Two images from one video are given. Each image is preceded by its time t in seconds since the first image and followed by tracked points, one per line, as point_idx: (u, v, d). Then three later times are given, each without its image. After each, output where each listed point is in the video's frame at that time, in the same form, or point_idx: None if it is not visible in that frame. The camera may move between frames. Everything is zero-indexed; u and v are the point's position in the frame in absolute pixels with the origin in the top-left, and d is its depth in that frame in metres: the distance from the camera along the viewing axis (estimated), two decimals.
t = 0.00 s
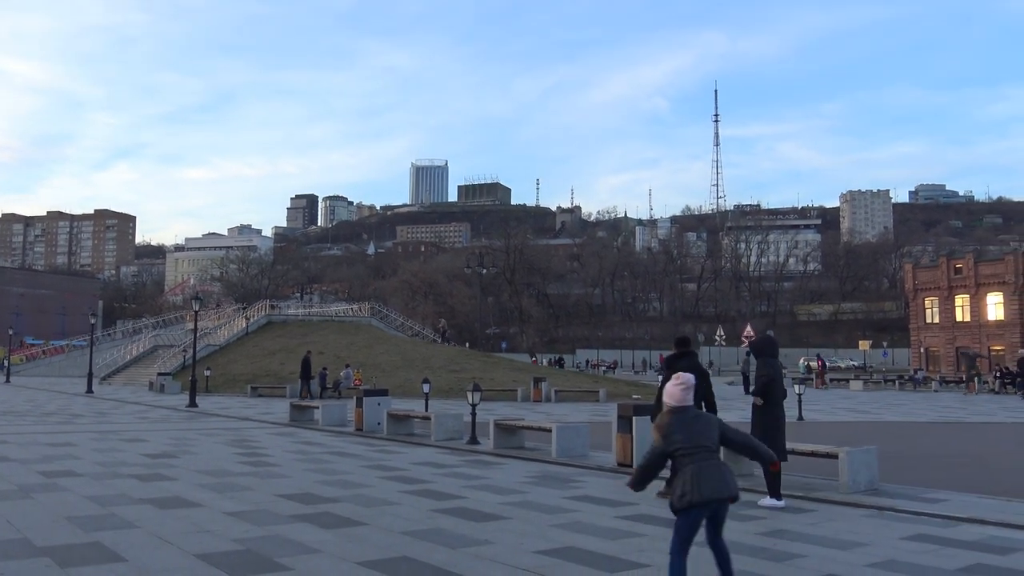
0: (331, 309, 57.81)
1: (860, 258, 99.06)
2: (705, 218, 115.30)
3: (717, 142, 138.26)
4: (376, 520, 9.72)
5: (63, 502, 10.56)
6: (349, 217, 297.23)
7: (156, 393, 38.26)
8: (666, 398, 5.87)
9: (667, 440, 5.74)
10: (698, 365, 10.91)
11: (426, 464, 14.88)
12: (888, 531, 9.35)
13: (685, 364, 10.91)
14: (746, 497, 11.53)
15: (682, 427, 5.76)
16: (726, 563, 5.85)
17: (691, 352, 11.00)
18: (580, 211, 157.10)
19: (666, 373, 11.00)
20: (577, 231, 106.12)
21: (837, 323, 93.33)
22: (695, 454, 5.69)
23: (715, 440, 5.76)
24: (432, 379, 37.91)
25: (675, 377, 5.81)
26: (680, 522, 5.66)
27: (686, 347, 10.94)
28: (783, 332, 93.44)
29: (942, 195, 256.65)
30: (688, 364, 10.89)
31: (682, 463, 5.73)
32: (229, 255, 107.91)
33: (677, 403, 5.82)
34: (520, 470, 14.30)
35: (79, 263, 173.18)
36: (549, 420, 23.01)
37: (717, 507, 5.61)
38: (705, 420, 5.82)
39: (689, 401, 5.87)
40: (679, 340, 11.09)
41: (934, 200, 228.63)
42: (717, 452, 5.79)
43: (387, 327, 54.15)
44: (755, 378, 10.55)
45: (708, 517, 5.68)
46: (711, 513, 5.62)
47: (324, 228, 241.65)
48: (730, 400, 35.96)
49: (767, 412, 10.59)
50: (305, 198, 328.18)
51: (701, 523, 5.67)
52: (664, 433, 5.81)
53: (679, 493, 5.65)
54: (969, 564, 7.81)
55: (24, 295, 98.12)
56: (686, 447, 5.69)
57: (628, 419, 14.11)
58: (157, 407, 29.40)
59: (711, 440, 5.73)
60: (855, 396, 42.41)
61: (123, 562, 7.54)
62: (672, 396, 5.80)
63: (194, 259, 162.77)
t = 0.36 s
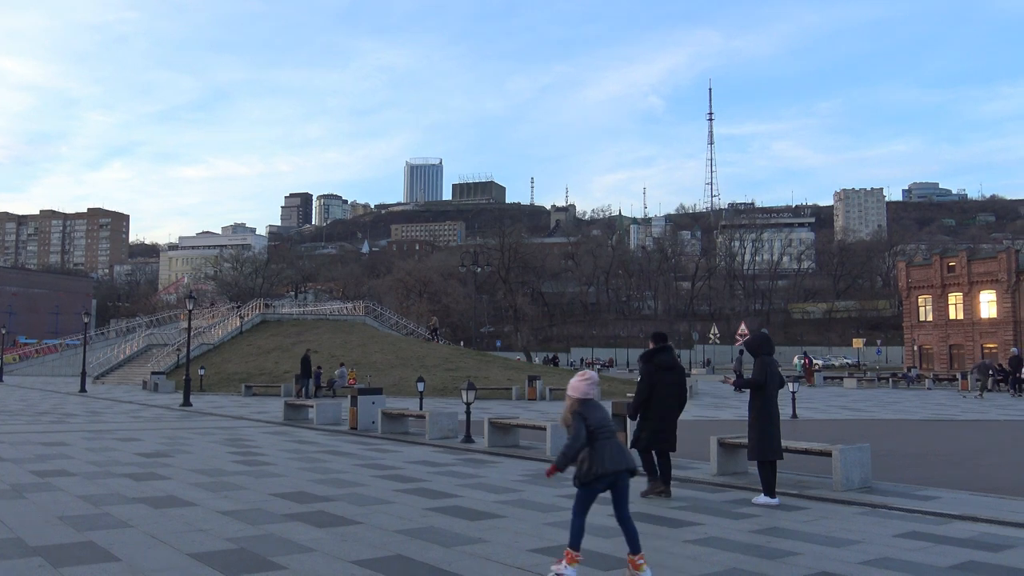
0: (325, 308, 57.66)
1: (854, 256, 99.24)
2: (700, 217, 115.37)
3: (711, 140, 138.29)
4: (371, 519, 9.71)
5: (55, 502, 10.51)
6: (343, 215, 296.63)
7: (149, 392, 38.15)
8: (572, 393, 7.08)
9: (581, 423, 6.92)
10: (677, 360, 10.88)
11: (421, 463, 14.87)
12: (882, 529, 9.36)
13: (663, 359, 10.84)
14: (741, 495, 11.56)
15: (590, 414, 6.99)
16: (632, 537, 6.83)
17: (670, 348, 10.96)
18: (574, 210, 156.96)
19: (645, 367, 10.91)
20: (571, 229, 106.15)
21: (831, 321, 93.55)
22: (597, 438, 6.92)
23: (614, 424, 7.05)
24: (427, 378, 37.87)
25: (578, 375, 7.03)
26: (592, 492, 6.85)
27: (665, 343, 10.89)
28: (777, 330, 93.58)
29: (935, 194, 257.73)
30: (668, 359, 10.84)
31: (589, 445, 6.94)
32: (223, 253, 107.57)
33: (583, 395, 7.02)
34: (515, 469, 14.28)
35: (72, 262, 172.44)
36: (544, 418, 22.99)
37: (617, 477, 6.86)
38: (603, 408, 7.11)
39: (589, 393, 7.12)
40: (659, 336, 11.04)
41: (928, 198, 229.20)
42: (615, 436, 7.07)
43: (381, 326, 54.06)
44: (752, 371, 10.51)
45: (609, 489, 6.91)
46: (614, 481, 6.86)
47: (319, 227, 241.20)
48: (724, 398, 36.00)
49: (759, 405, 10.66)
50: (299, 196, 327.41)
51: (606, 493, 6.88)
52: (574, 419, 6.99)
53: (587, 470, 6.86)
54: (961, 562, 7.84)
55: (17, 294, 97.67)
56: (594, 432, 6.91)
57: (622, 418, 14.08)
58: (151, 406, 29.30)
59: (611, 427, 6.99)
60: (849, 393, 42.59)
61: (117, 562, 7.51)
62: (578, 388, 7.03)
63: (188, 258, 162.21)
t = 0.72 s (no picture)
0: (320, 307, 57.53)
1: (848, 255, 99.38)
2: (694, 215, 115.46)
3: (706, 139, 138.36)
4: (366, 517, 9.71)
5: (49, 502, 10.46)
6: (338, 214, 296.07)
7: (143, 391, 38.05)
8: (506, 379, 8.15)
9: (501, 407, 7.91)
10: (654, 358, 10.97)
11: (416, 462, 14.87)
12: (876, 527, 9.38)
13: (636, 357, 10.98)
14: (736, 494, 11.57)
15: (514, 401, 7.96)
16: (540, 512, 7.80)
17: (644, 347, 11.09)
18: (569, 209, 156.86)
19: (618, 367, 11.09)
20: (566, 228, 106.13)
21: (825, 319, 93.78)
22: (515, 424, 7.89)
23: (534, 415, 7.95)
24: (422, 376, 37.85)
25: (511, 363, 8.07)
26: (502, 471, 7.77)
27: (641, 342, 11.01)
28: (772, 328, 93.65)
29: (928, 192, 258.79)
30: (643, 358, 10.97)
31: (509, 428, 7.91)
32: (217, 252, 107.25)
33: (513, 381, 8.08)
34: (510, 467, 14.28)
35: (66, 260, 171.76)
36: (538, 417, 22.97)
37: (525, 461, 7.74)
38: (531, 397, 8.07)
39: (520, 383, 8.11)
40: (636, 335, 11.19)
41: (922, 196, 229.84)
42: (537, 425, 7.98)
43: (376, 325, 53.99)
44: (743, 368, 10.54)
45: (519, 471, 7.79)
46: (522, 464, 7.74)
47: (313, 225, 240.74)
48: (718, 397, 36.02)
49: (752, 402, 10.72)
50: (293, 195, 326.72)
51: (517, 476, 7.78)
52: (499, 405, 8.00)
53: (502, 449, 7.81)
54: (955, 559, 7.87)
55: (10, 293, 97.29)
56: (510, 416, 7.89)
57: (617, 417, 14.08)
58: (145, 406, 29.21)
59: (530, 416, 7.91)
60: (843, 392, 42.64)
61: (111, 561, 7.49)
62: (509, 378, 8.08)
63: (182, 257, 161.68)
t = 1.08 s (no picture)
0: (313, 305, 57.49)
1: (841, 254, 99.64)
2: (688, 214, 115.68)
3: (699, 138, 138.65)
4: (359, 517, 9.71)
5: (42, 502, 10.44)
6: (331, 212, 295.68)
7: (136, 390, 37.98)
8: (448, 380, 8.70)
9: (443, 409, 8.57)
10: (637, 356, 11.01)
11: (410, 461, 14.87)
12: (868, 525, 9.42)
13: (618, 355, 11.05)
14: (728, 492, 11.61)
15: (457, 401, 8.61)
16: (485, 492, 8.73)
17: (627, 344, 11.15)
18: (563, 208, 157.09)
19: (600, 364, 11.18)
20: (560, 227, 106.29)
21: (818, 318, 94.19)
22: (457, 423, 8.60)
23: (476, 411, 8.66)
24: (415, 375, 37.87)
25: (453, 367, 8.56)
26: (445, 463, 8.57)
27: (622, 339, 11.11)
28: (765, 327, 93.82)
29: (921, 191, 259.75)
30: (627, 355, 11.01)
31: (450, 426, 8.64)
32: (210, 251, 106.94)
33: (455, 383, 8.65)
34: (503, 466, 14.27)
35: (58, 259, 171.05)
36: (532, 416, 22.99)
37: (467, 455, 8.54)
38: (471, 396, 8.73)
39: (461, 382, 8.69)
40: (621, 333, 11.27)
41: (914, 196, 230.58)
42: (476, 420, 8.71)
43: (370, 324, 53.97)
44: (736, 366, 10.61)
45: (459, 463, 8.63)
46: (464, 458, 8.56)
47: (306, 224, 240.38)
48: (711, 396, 36.14)
49: (744, 400, 10.74)
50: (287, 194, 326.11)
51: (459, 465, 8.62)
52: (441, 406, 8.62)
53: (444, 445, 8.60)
54: (947, 557, 7.90)
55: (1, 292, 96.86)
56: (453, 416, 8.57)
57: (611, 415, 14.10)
58: (138, 405, 29.11)
59: (471, 415, 8.62)
60: (836, 390, 42.75)
61: (104, 561, 7.48)
62: (451, 378, 8.63)
63: (175, 256, 161.18)
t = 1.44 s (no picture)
0: (307, 304, 57.38)
1: (835, 253, 99.92)
2: (682, 213, 115.87)
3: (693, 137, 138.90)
4: (352, 515, 9.72)
5: (34, 502, 10.41)
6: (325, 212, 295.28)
7: (130, 390, 37.86)
8: (400, 380, 9.66)
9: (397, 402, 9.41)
10: (634, 355, 11.01)
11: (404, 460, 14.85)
12: (860, 523, 9.45)
13: (617, 353, 11.07)
14: (721, 491, 11.63)
15: (407, 397, 9.49)
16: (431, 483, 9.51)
17: (626, 342, 11.16)
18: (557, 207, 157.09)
19: (599, 362, 11.24)
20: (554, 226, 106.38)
21: (811, 317, 94.64)
22: (410, 413, 9.41)
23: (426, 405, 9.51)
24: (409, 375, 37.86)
25: (403, 367, 9.58)
26: (399, 454, 9.27)
27: (622, 338, 11.15)
28: (759, 326, 94.20)
29: (914, 190, 260.77)
30: (625, 353, 11.03)
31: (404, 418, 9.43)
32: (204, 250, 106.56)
33: (405, 381, 9.60)
34: (498, 465, 14.26)
35: (51, 258, 170.34)
36: (526, 415, 22.99)
37: (419, 442, 9.28)
38: (421, 392, 9.62)
39: (412, 381, 9.62)
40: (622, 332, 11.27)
41: (907, 195, 231.48)
42: (426, 413, 9.51)
43: (364, 322, 53.89)
44: (729, 364, 10.64)
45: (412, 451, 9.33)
46: (416, 446, 9.29)
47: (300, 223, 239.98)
48: (704, 395, 36.21)
49: (738, 399, 10.75)
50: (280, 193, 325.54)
51: (412, 454, 9.32)
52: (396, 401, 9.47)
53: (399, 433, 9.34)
54: (939, 554, 7.94)
55: None
56: (404, 408, 9.40)
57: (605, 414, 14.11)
58: (130, 404, 29.01)
59: (421, 407, 9.45)
60: (830, 389, 42.81)
61: (96, 561, 7.47)
62: (402, 377, 9.58)
63: (169, 255, 160.66)
